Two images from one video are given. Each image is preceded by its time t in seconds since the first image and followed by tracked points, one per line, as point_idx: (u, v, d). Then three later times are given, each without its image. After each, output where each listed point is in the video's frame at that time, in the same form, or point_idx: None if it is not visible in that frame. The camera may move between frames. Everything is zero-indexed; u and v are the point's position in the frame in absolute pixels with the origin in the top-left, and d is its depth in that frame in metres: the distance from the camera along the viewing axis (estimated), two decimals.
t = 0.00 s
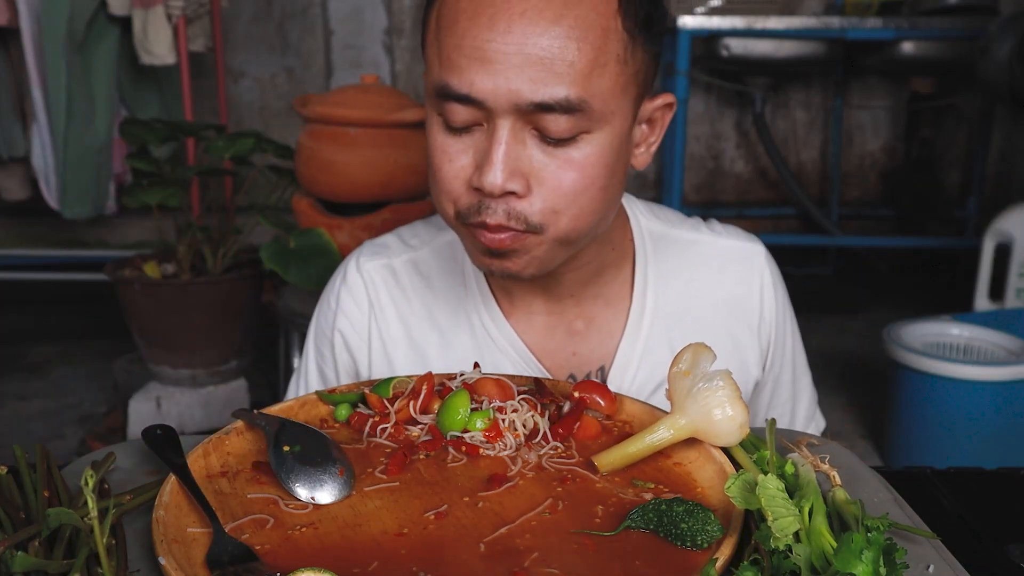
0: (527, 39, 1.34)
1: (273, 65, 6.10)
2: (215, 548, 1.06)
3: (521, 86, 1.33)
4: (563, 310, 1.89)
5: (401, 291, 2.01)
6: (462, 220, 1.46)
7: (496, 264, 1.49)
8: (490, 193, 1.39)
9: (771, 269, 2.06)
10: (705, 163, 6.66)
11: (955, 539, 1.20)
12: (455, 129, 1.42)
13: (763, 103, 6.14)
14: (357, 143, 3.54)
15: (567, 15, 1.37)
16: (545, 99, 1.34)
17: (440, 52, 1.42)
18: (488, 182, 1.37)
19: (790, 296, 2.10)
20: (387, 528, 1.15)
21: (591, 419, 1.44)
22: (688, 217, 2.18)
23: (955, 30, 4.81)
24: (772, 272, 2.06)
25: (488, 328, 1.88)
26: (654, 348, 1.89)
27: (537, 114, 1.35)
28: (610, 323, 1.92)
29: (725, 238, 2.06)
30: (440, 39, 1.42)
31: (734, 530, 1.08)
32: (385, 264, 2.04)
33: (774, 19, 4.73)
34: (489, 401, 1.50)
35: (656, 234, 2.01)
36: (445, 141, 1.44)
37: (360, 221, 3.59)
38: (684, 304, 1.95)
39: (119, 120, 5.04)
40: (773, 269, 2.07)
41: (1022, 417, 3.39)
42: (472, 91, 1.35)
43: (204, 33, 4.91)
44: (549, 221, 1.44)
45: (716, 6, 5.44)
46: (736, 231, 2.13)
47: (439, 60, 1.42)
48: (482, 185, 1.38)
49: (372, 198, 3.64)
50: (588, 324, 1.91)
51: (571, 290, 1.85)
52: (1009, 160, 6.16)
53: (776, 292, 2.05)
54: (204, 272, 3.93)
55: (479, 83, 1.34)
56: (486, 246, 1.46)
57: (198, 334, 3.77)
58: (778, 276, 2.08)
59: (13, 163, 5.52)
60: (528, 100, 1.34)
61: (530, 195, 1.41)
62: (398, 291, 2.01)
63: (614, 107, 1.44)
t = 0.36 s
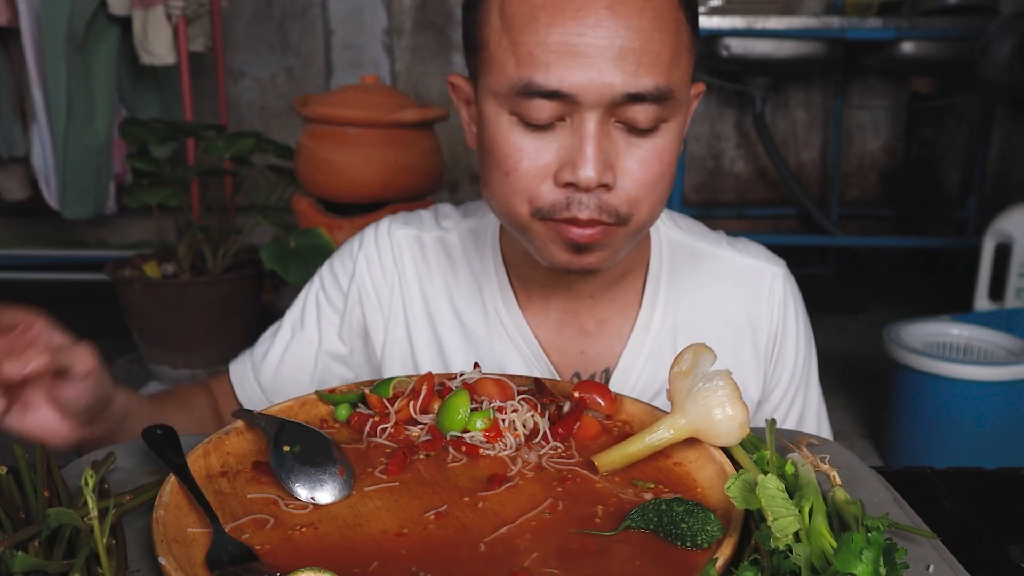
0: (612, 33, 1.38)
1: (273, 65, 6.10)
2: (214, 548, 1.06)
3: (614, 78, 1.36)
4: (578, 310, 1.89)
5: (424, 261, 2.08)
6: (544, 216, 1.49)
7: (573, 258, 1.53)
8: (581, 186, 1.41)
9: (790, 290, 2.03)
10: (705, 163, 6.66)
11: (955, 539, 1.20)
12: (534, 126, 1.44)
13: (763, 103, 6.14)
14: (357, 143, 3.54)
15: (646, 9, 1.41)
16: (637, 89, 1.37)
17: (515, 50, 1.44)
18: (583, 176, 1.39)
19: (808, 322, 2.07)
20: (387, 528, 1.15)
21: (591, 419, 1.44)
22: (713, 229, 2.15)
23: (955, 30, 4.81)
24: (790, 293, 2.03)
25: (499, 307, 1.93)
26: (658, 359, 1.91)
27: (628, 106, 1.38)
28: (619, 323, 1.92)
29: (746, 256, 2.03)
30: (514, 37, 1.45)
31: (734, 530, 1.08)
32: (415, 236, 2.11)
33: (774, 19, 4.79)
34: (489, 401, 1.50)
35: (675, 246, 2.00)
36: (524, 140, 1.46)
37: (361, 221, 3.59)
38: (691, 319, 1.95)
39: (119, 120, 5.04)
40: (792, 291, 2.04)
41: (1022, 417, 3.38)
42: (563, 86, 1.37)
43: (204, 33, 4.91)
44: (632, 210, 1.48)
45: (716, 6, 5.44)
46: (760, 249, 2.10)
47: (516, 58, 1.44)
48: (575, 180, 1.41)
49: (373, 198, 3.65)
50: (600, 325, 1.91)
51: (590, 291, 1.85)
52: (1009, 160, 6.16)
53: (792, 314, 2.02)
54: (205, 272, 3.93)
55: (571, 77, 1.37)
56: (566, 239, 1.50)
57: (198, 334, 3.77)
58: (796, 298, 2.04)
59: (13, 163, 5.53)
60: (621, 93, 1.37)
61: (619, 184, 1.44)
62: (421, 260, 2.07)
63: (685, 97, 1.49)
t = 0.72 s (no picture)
0: (637, 19, 1.42)
1: (273, 65, 6.10)
2: (214, 548, 1.06)
3: (636, 63, 1.40)
4: (605, 299, 1.89)
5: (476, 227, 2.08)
6: (562, 197, 1.53)
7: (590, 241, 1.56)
8: (600, 168, 1.45)
9: (810, 293, 2.02)
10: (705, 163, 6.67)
11: (955, 539, 1.20)
12: (557, 107, 1.48)
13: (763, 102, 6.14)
14: (357, 143, 3.54)
15: None
16: (658, 75, 1.41)
17: (544, 33, 1.49)
18: (601, 157, 1.43)
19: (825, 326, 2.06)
20: (387, 528, 1.15)
21: (591, 419, 1.44)
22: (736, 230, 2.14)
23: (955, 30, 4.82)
24: (809, 296, 2.02)
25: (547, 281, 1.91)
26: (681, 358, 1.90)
27: (648, 90, 1.42)
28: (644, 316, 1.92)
29: (768, 257, 2.02)
30: (545, 19, 1.49)
31: (734, 530, 1.08)
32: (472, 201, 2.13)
33: (774, 19, 4.79)
34: (489, 401, 1.50)
35: (701, 245, 1.99)
36: (546, 121, 1.50)
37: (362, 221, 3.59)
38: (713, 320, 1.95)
39: (119, 120, 5.05)
40: (811, 293, 2.03)
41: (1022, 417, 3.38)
42: (586, 68, 1.42)
43: (204, 33, 4.91)
44: (649, 196, 1.51)
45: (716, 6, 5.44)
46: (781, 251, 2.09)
47: (544, 41, 1.49)
48: (593, 161, 1.44)
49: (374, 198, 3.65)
50: (627, 315, 1.91)
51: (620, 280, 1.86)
52: (1009, 161, 6.16)
53: (812, 317, 2.01)
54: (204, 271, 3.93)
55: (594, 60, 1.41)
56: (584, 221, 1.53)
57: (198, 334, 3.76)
58: (816, 300, 2.04)
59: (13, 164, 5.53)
60: (642, 76, 1.41)
61: (636, 169, 1.48)
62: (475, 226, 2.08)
63: (709, 86, 1.52)
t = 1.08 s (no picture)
0: (617, 22, 1.41)
1: (273, 65, 6.10)
2: (214, 548, 1.06)
3: (610, 66, 1.39)
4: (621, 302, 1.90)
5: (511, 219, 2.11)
6: (550, 198, 1.55)
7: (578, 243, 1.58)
8: (578, 171, 1.46)
9: (828, 300, 2.01)
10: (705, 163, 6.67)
11: (955, 539, 1.20)
12: (544, 110, 1.49)
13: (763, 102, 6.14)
14: (358, 143, 3.53)
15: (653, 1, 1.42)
16: (634, 78, 1.39)
17: (529, 36, 1.50)
18: (577, 160, 1.44)
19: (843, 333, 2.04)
20: (387, 528, 1.15)
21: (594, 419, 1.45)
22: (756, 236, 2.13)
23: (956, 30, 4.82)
24: (827, 303, 2.01)
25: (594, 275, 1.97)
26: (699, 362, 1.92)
27: (626, 93, 1.41)
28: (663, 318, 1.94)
29: (788, 264, 2.01)
30: (530, 22, 1.50)
31: (734, 530, 1.08)
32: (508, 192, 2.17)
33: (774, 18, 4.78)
34: (489, 402, 1.51)
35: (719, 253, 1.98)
36: (533, 122, 1.52)
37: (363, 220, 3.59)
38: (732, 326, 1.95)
39: (120, 120, 5.05)
40: (830, 300, 2.02)
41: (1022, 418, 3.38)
42: (562, 71, 1.42)
43: (204, 33, 4.91)
44: (632, 200, 1.51)
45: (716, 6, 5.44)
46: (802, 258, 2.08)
47: (529, 43, 1.50)
48: (570, 163, 1.45)
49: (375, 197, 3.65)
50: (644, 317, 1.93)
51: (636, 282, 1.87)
52: (1009, 161, 6.16)
53: (831, 324, 2.00)
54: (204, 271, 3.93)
55: (570, 64, 1.41)
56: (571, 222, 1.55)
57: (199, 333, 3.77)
58: (834, 307, 2.03)
59: (14, 164, 5.54)
60: (617, 80, 1.39)
61: (616, 174, 1.47)
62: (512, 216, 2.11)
63: (697, 89, 1.49)
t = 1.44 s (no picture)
0: (608, 29, 1.41)
1: (273, 65, 6.10)
2: (215, 548, 1.06)
3: (599, 72, 1.39)
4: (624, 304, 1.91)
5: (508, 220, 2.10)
6: (538, 200, 1.56)
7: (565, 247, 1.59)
8: (563, 174, 1.46)
9: (831, 305, 2.02)
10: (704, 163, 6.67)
11: (955, 539, 1.20)
12: (537, 110, 1.50)
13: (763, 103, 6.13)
14: (358, 143, 3.54)
15: (649, 7, 1.43)
16: (621, 86, 1.39)
17: (527, 36, 1.51)
18: (562, 163, 1.44)
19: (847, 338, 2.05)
20: (387, 528, 1.15)
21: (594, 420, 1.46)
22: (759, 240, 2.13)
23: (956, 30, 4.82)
24: (830, 308, 2.01)
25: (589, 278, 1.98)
26: (699, 367, 1.91)
27: (614, 100, 1.41)
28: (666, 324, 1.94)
29: (792, 269, 2.01)
30: (529, 22, 1.51)
31: (734, 530, 1.08)
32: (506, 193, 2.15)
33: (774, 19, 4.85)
34: (489, 402, 1.52)
35: (721, 257, 1.98)
36: (526, 122, 1.52)
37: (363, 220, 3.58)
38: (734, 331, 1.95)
39: (119, 120, 5.05)
40: (833, 305, 2.03)
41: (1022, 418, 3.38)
42: (553, 74, 1.42)
43: (204, 33, 4.91)
44: (618, 206, 1.51)
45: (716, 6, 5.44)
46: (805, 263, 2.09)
47: (526, 43, 1.51)
48: (556, 165, 1.46)
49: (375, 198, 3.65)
50: (650, 320, 1.94)
51: (637, 285, 1.87)
52: (1009, 161, 6.16)
53: (834, 329, 2.00)
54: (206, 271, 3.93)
55: (561, 67, 1.41)
56: (557, 225, 1.55)
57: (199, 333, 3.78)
58: (837, 312, 2.03)
59: (13, 163, 5.55)
60: (605, 86, 1.39)
61: (602, 179, 1.47)
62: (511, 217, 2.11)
63: (689, 100, 1.48)
